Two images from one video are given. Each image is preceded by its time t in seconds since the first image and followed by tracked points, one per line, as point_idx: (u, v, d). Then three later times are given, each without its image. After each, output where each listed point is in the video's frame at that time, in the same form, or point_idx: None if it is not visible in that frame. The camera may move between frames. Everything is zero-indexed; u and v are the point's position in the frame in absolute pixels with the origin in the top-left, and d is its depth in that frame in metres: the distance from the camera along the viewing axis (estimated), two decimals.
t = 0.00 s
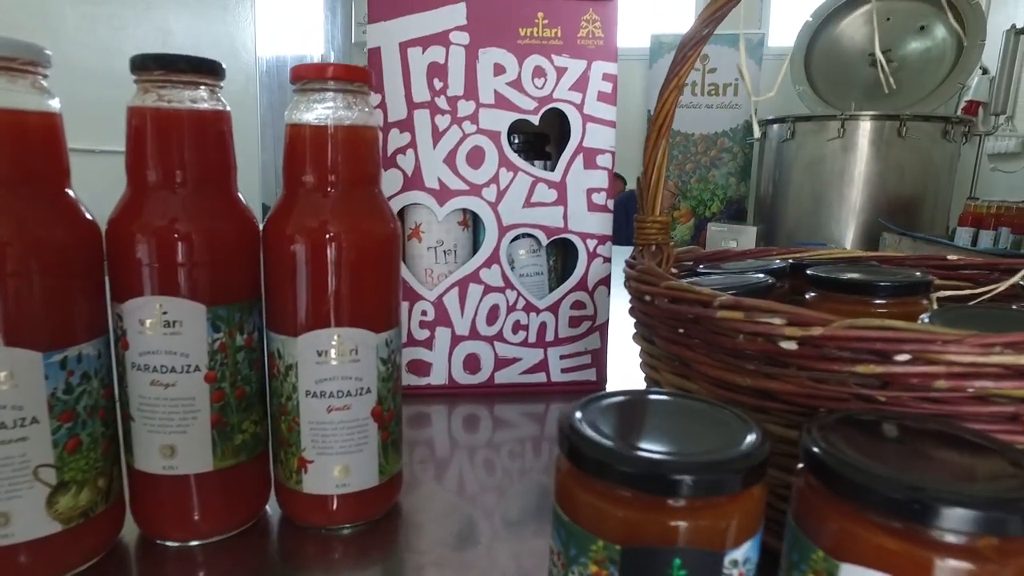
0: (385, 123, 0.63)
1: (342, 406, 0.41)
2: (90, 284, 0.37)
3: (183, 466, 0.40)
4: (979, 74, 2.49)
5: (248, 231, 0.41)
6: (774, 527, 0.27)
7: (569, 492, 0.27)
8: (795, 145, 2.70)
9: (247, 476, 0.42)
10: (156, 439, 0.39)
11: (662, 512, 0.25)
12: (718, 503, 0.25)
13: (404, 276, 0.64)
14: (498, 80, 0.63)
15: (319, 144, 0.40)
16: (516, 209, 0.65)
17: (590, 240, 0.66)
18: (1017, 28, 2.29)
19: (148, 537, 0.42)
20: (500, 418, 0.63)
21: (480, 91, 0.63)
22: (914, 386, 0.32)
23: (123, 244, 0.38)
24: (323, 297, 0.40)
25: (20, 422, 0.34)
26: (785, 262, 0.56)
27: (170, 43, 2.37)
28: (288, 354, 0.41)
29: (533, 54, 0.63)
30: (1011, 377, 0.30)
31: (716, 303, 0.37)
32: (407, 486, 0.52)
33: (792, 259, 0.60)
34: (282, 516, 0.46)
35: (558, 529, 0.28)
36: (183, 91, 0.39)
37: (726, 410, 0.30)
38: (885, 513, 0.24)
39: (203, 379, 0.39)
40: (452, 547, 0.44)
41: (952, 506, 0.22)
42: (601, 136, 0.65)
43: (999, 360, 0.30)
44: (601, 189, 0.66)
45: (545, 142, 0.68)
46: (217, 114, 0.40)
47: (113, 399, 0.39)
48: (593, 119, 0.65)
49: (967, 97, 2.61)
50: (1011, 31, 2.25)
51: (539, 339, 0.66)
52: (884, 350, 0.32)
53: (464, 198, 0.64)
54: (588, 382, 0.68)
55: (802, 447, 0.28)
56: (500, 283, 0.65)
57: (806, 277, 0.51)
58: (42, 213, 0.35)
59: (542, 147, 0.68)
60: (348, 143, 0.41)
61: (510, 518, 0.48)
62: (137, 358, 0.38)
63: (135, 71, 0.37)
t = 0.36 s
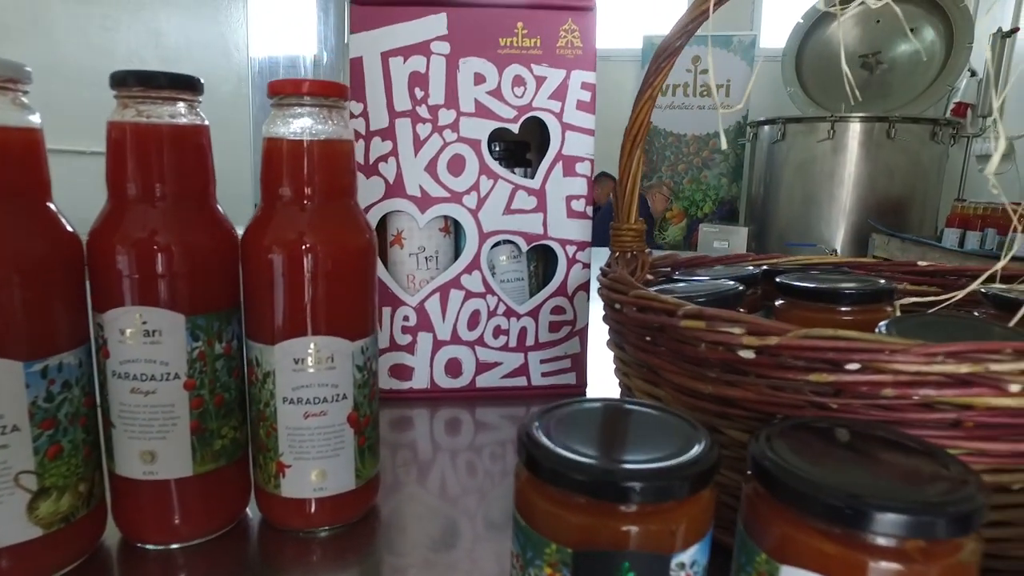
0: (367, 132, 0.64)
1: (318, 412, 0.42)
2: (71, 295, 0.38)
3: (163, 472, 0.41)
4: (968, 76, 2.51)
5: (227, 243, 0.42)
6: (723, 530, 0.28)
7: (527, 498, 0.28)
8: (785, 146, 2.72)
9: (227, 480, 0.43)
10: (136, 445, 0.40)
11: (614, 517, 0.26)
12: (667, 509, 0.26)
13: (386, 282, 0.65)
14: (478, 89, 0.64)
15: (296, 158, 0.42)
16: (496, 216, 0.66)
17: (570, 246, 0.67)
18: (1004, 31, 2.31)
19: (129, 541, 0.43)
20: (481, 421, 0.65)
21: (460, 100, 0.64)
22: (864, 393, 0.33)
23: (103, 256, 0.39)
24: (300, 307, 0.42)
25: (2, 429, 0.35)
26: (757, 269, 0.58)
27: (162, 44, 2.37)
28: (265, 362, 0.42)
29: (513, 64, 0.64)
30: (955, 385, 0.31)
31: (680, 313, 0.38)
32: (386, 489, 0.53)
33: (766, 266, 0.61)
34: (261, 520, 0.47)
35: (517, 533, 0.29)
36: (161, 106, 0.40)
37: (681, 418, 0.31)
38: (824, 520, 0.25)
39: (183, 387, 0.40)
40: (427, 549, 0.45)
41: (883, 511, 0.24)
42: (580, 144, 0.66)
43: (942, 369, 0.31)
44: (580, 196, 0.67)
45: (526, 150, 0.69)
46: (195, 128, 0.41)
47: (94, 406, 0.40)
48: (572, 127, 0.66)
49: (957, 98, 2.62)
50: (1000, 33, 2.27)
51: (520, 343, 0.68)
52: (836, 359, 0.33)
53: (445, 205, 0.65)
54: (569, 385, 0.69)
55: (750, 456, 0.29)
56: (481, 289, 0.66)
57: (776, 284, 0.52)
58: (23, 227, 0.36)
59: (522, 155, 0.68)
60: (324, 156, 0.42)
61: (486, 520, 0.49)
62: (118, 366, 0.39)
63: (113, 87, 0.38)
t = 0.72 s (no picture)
0: (346, 141, 0.65)
1: (292, 418, 0.43)
2: (47, 306, 0.39)
3: (138, 478, 0.41)
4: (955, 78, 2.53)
5: (201, 253, 0.43)
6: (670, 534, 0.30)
7: (482, 505, 0.29)
8: (774, 147, 2.73)
9: (203, 486, 0.44)
10: (113, 452, 0.41)
11: (563, 523, 0.27)
12: (615, 515, 0.28)
13: (365, 288, 0.66)
14: (456, 98, 0.65)
15: (270, 172, 0.43)
16: (474, 223, 0.67)
17: (547, 252, 0.68)
18: (990, 34, 2.33)
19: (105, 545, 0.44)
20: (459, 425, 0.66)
21: (438, 109, 0.65)
22: (814, 402, 0.34)
23: (79, 268, 0.40)
24: (273, 316, 0.42)
25: None
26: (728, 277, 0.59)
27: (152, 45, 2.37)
28: (240, 370, 0.43)
29: (490, 73, 0.65)
30: (898, 394, 0.32)
31: (641, 322, 0.39)
32: (363, 493, 0.54)
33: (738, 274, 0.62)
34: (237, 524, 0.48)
35: (473, 539, 0.30)
36: (135, 121, 0.40)
37: (635, 427, 0.32)
38: (762, 527, 0.26)
39: (158, 395, 0.41)
40: (402, 551, 0.46)
41: (817, 517, 0.25)
42: (557, 152, 0.67)
43: (886, 378, 0.32)
44: (557, 203, 0.68)
45: (504, 157, 0.70)
46: (169, 142, 0.42)
47: (71, 414, 0.41)
48: (549, 135, 0.67)
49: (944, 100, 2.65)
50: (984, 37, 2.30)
51: (498, 348, 0.69)
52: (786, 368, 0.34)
53: (423, 213, 0.66)
54: (547, 389, 0.70)
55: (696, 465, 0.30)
56: (459, 294, 0.67)
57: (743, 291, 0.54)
58: None
59: (501, 162, 0.70)
60: (297, 169, 0.43)
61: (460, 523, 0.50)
62: (94, 375, 0.40)
63: (88, 102, 0.39)
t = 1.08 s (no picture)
0: (329, 148, 0.66)
1: (270, 422, 0.44)
2: (29, 314, 0.40)
3: (119, 482, 0.42)
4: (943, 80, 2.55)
5: (181, 263, 0.44)
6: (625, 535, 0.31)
7: (446, 509, 0.30)
8: (765, 148, 2.76)
9: (184, 489, 0.45)
10: (93, 457, 0.42)
11: (522, 526, 0.28)
12: (573, 517, 0.29)
13: (349, 293, 0.67)
14: (437, 105, 0.66)
15: (249, 183, 0.44)
16: (455, 229, 0.68)
17: (528, 257, 0.69)
18: (977, 37, 2.35)
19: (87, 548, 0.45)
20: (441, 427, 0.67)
21: (420, 116, 0.66)
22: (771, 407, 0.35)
23: (60, 277, 0.41)
24: (251, 323, 0.43)
25: None
26: (703, 282, 0.60)
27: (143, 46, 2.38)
28: (219, 376, 0.44)
29: (471, 81, 0.66)
30: (850, 400, 0.33)
31: (608, 329, 0.40)
32: (342, 493, 0.55)
33: (714, 280, 0.64)
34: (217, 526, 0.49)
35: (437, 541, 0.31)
36: (115, 133, 0.41)
37: (595, 432, 0.33)
38: (711, 529, 0.27)
39: (138, 401, 0.42)
40: (379, 551, 0.47)
41: (764, 521, 0.26)
42: (537, 158, 0.68)
43: (839, 385, 0.33)
44: (537, 208, 0.69)
45: (485, 164, 0.70)
46: (148, 154, 0.43)
47: (52, 420, 0.42)
48: (529, 142, 0.68)
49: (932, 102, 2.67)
50: (971, 39, 2.32)
51: (479, 351, 0.70)
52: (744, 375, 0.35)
53: (406, 219, 0.67)
54: (528, 392, 0.72)
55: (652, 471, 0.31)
56: (440, 299, 0.68)
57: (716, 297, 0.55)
58: None
59: (483, 168, 0.70)
60: (276, 179, 0.44)
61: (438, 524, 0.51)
62: (74, 382, 0.41)
63: (68, 115, 0.40)
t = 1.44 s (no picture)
0: (309, 152, 0.67)
1: (245, 423, 0.45)
2: (5, 318, 0.41)
3: (96, 482, 0.43)
4: (933, 81, 2.57)
5: (157, 267, 0.45)
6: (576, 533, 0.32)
7: (405, 508, 0.31)
8: (755, 149, 2.77)
9: (161, 488, 0.46)
10: (70, 457, 0.43)
11: (477, 522, 0.29)
12: (527, 513, 0.30)
13: (330, 295, 0.68)
14: (416, 110, 0.67)
15: (223, 188, 0.45)
16: (435, 232, 0.69)
17: (507, 259, 0.70)
18: (966, 39, 2.36)
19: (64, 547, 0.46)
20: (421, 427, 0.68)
21: (399, 121, 0.67)
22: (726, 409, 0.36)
23: (37, 281, 0.42)
24: (226, 325, 0.44)
25: None
26: (676, 284, 0.61)
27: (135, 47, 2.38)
28: (194, 378, 0.45)
29: (450, 86, 0.67)
30: (801, 401, 0.34)
31: (573, 332, 0.41)
32: (317, 492, 0.56)
33: (689, 282, 0.65)
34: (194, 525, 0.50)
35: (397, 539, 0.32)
36: (91, 140, 0.42)
37: (553, 433, 0.35)
38: (657, 527, 0.28)
39: (114, 402, 0.43)
40: (345, 550, 0.48)
41: (707, 518, 0.27)
42: (515, 162, 0.69)
43: (790, 386, 0.34)
44: (515, 211, 0.70)
45: (466, 167, 0.71)
46: (124, 161, 0.44)
47: (29, 422, 0.43)
48: (508, 146, 0.69)
49: (922, 103, 2.69)
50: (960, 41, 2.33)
51: (459, 352, 0.71)
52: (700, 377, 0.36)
53: (386, 222, 0.68)
54: (507, 392, 0.73)
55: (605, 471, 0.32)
56: (421, 301, 0.69)
57: (687, 300, 0.56)
58: None
59: (463, 172, 0.71)
60: (250, 185, 0.45)
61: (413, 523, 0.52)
62: (51, 384, 0.42)
63: (44, 123, 0.41)
